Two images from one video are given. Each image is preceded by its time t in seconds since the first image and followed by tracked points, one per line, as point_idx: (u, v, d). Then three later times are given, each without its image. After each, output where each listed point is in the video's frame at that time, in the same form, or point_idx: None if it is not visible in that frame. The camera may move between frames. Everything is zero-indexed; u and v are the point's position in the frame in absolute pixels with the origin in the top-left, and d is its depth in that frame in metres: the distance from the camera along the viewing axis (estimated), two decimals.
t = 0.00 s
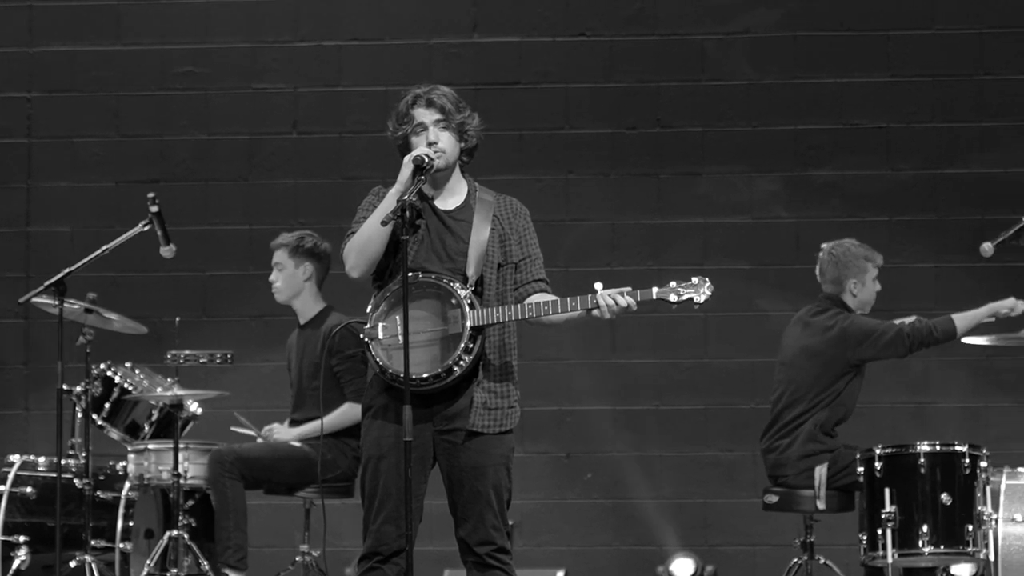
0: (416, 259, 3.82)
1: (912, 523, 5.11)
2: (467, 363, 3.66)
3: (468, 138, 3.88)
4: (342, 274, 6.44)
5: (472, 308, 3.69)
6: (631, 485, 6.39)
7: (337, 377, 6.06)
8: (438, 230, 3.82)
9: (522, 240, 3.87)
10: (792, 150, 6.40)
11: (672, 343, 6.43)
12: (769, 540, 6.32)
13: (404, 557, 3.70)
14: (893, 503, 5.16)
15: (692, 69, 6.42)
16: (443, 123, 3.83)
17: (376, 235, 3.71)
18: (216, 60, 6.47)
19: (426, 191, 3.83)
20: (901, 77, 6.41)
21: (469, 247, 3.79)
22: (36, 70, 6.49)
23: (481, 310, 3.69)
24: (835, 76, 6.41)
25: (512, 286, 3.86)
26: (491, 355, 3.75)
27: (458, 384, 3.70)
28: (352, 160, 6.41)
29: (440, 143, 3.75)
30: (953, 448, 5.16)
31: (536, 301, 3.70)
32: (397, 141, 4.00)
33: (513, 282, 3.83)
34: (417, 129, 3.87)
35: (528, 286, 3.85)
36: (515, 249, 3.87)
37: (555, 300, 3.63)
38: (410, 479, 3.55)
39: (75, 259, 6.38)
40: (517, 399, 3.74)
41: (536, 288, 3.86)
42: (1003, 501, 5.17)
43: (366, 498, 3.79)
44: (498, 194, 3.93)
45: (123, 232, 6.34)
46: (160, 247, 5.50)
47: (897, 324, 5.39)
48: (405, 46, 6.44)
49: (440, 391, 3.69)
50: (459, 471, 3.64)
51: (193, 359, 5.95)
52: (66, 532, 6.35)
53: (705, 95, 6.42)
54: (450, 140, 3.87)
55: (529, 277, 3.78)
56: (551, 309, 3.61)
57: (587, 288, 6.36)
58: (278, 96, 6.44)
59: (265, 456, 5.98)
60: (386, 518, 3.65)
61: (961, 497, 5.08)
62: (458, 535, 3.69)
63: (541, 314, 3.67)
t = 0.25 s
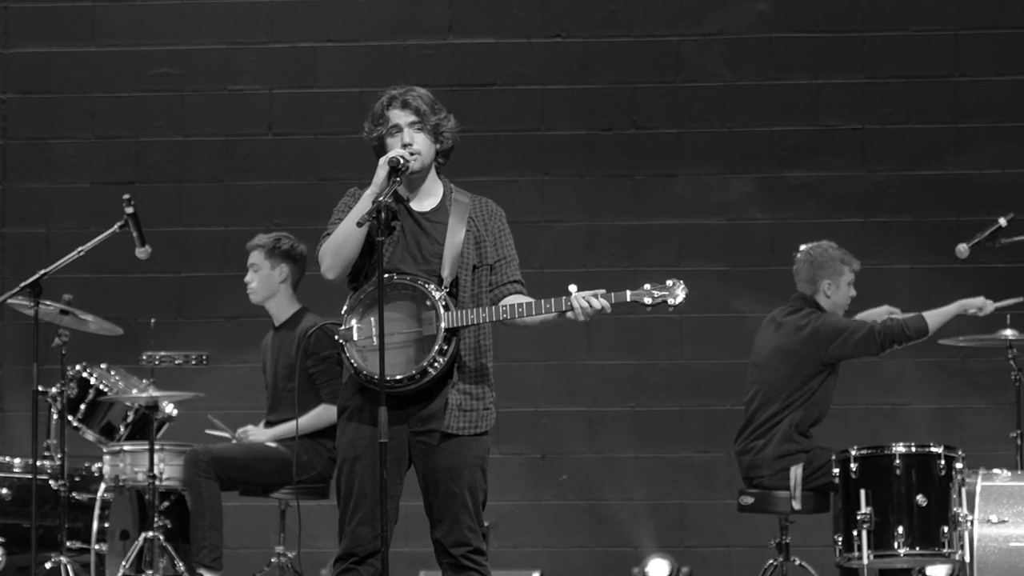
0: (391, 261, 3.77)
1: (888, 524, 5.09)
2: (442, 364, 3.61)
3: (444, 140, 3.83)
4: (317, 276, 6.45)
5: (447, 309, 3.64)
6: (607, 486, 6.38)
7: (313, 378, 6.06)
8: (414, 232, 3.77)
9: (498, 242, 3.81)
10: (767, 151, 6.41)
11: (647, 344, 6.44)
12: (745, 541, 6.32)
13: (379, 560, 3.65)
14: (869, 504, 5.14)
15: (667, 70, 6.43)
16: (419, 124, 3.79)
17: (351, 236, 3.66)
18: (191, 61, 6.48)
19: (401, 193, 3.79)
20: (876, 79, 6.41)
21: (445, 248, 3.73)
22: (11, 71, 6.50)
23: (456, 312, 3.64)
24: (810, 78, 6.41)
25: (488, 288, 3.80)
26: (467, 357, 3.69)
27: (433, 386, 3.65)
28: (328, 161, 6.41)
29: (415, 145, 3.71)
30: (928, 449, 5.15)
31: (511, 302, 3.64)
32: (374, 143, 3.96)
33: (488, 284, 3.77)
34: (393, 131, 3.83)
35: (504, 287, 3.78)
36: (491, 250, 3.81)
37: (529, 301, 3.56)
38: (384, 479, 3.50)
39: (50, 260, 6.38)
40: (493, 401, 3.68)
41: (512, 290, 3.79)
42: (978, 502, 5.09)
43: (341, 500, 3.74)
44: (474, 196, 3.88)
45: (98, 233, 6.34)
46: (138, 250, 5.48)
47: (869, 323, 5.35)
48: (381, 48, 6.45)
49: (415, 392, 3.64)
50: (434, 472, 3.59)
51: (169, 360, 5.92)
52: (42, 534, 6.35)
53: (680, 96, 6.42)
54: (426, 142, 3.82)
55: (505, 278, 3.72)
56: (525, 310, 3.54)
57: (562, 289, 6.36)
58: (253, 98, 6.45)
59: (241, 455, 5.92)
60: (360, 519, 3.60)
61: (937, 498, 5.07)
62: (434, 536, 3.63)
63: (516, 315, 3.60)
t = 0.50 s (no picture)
0: (362, 262, 3.69)
1: (860, 526, 5.08)
2: (412, 365, 3.52)
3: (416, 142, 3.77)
4: (289, 278, 6.45)
5: (418, 310, 3.56)
6: (579, 487, 6.38)
7: (284, 380, 6.05)
8: (385, 233, 3.70)
9: (469, 243, 3.73)
10: (739, 153, 6.40)
11: (619, 345, 6.43)
12: (717, 543, 6.31)
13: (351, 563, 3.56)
14: (841, 506, 5.13)
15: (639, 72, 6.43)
16: (391, 125, 3.73)
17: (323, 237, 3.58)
18: (164, 63, 6.48)
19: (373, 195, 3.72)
20: (849, 80, 6.41)
21: (416, 249, 3.66)
22: None
23: (427, 313, 3.55)
24: (782, 79, 6.41)
25: (459, 289, 3.72)
26: (438, 358, 3.61)
27: (404, 388, 3.56)
28: (300, 163, 6.41)
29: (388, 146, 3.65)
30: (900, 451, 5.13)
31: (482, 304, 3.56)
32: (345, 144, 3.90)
33: (460, 285, 3.68)
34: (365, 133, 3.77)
35: (475, 289, 3.70)
36: (462, 252, 3.73)
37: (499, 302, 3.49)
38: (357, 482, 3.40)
39: (21, 261, 6.38)
40: (465, 403, 3.60)
41: (483, 291, 3.71)
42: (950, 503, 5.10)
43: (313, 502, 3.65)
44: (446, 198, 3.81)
45: (70, 234, 6.34)
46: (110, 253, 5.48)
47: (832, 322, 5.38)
48: (352, 50, 6.45)
49: (386, 394, 3.55)
50: (406, 474, 3.50)
51: (141, 362, 5.90)
52: (15, 535, 6.32)
53: (653, 98, 6.42)
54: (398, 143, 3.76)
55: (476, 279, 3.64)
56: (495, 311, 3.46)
57: (533, 290, 6.36)
58: (225, 99, 6.45)
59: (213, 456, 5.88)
60: (332, 521, 3.51)
61: (909, 499, 5.06)
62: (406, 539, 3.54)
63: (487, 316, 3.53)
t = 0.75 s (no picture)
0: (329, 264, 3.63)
1: (829, 528, 5.06)
2: (380, 367, 3.45)
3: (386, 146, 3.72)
4: (258, 279, 6.45)
5: (385, 312, 3.49)
6: (547, 488, 6.38)
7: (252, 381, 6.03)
8: (352, 234, 3.63)
9: (437, 244, 3.66)
10: (708, 155, 6.41)
11: (588, 347, 6.43)
12: (685, 544, 6.31)
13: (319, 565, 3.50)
14: (809, 508, 5.10)
15: (608, 73, 6.43)
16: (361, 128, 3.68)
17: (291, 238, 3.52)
18: (132, 64, 6.49)
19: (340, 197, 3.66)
20: (817, 82, 6.41)
21: (383, 251, 3.59)
22: None
23: (394, 314, 3.49)
24: (751, 80, 6.41)
25: (427, 291, 3.65)
26: (406, 360, 3.54)
27: (373, 390, 3.50)
28: (269, 164, 6.41)
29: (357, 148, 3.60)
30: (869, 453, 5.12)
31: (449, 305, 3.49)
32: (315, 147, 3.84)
33: (427, 287, 3.62)
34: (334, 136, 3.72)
35: (444, 290, 3.64)
36: (430, 253, 3.66)
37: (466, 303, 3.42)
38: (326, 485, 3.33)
39: None
40: (434, 405, 3.54)
41: (452, 293, 3.64)
42: (919, 505, 5.00)
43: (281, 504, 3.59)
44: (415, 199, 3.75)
45: (38, 236, 6.35)
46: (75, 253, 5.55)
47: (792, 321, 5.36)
48: (320, 52, 6.46)
49: (354, 396, 3.49)
50: (374, 475, 3.44)
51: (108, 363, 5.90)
52: None
53: (621, 100, 6.42)
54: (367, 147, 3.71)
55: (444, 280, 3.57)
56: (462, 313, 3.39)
57: (501, 292, 6.36)
58: (193, 101, 6.46)
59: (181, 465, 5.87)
60: (301, 522, 3.45)
61: (878, 501, 5.05)
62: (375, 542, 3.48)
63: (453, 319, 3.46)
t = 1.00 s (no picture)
0: (295, 266, 3.54)
1: (795, 529, 5.00)
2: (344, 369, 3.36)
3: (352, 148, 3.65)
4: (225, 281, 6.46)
5: (351, 313, 3.40)
6: (513, 490, 6.38)
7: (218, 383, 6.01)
8: (318, 236, 3.55)
9: (404, 245, 3.54)
10: (674, 156, 6.41)
11: (553, 349, 6.44)
12: (650, 546, 6.31)
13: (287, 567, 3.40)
14: (776, 509, 5.05)
15: (574, 75, 6.44)
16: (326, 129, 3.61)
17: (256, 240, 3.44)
18: (99, 67, 6.51)
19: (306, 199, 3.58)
20: (784, 83, 6.41)
21: (349, 253, 3.50)
22: None
23: (360, 316, 3.39)
24: (718, 82, 6.41)
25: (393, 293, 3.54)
26: (373, 362, 3.44)
27: (338, 392, 3.40)
28: (235, 166, 6.41)
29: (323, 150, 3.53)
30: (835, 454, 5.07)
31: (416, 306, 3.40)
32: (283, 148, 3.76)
33: (393, 288, 3.50)
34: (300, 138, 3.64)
35: (410, 291, 3.53)
36: (397, 255, 3.55)
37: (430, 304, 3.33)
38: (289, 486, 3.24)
39: None
40: (401, 406, 3.43)
41: (418, 294, 3.53)
42: (885, 506, 4.98)
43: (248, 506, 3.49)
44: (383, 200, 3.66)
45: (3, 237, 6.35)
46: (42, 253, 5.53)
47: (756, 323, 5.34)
48: (287, 54, 6.46)
49: (319, 398, 3.39)
50: (341, 478, 3.34)
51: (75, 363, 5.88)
52: None
53: (588, 101, 6.42)
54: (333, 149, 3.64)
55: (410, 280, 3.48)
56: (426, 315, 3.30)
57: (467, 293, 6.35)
58: (160, 102, 6.47)
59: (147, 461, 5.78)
60: (267, 525, 3.35)
61: (844, 503, 4.99)
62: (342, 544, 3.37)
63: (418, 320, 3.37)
